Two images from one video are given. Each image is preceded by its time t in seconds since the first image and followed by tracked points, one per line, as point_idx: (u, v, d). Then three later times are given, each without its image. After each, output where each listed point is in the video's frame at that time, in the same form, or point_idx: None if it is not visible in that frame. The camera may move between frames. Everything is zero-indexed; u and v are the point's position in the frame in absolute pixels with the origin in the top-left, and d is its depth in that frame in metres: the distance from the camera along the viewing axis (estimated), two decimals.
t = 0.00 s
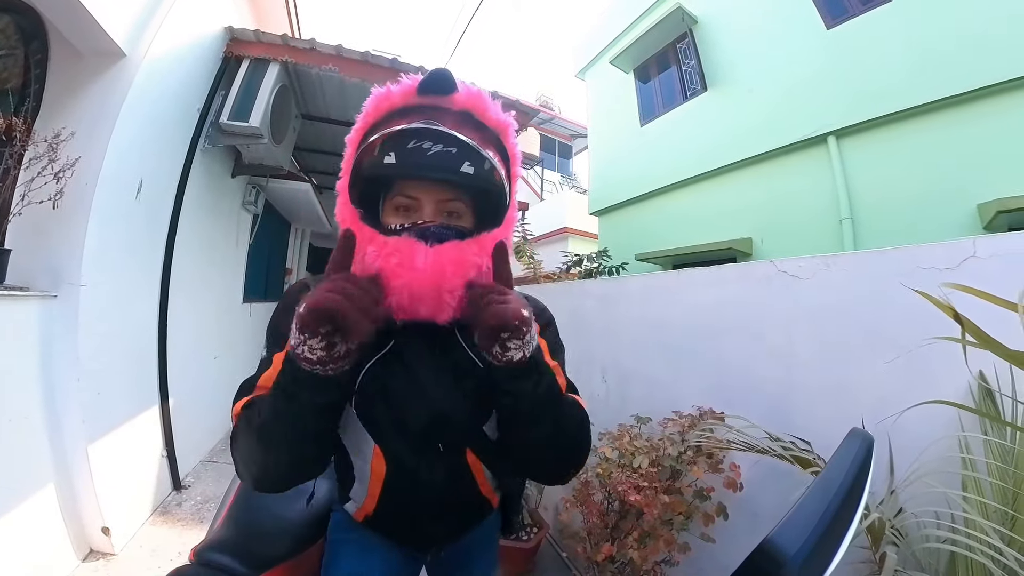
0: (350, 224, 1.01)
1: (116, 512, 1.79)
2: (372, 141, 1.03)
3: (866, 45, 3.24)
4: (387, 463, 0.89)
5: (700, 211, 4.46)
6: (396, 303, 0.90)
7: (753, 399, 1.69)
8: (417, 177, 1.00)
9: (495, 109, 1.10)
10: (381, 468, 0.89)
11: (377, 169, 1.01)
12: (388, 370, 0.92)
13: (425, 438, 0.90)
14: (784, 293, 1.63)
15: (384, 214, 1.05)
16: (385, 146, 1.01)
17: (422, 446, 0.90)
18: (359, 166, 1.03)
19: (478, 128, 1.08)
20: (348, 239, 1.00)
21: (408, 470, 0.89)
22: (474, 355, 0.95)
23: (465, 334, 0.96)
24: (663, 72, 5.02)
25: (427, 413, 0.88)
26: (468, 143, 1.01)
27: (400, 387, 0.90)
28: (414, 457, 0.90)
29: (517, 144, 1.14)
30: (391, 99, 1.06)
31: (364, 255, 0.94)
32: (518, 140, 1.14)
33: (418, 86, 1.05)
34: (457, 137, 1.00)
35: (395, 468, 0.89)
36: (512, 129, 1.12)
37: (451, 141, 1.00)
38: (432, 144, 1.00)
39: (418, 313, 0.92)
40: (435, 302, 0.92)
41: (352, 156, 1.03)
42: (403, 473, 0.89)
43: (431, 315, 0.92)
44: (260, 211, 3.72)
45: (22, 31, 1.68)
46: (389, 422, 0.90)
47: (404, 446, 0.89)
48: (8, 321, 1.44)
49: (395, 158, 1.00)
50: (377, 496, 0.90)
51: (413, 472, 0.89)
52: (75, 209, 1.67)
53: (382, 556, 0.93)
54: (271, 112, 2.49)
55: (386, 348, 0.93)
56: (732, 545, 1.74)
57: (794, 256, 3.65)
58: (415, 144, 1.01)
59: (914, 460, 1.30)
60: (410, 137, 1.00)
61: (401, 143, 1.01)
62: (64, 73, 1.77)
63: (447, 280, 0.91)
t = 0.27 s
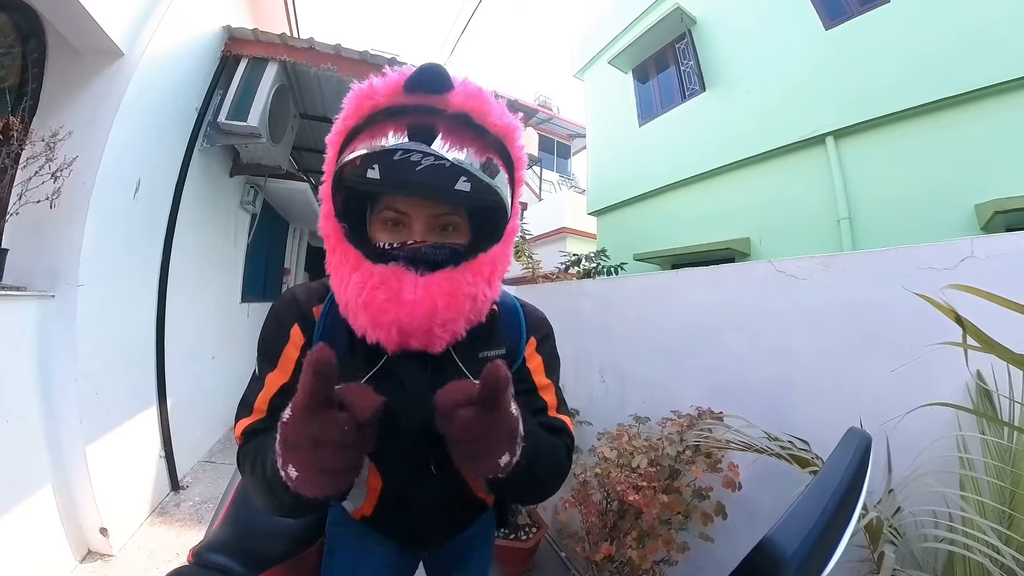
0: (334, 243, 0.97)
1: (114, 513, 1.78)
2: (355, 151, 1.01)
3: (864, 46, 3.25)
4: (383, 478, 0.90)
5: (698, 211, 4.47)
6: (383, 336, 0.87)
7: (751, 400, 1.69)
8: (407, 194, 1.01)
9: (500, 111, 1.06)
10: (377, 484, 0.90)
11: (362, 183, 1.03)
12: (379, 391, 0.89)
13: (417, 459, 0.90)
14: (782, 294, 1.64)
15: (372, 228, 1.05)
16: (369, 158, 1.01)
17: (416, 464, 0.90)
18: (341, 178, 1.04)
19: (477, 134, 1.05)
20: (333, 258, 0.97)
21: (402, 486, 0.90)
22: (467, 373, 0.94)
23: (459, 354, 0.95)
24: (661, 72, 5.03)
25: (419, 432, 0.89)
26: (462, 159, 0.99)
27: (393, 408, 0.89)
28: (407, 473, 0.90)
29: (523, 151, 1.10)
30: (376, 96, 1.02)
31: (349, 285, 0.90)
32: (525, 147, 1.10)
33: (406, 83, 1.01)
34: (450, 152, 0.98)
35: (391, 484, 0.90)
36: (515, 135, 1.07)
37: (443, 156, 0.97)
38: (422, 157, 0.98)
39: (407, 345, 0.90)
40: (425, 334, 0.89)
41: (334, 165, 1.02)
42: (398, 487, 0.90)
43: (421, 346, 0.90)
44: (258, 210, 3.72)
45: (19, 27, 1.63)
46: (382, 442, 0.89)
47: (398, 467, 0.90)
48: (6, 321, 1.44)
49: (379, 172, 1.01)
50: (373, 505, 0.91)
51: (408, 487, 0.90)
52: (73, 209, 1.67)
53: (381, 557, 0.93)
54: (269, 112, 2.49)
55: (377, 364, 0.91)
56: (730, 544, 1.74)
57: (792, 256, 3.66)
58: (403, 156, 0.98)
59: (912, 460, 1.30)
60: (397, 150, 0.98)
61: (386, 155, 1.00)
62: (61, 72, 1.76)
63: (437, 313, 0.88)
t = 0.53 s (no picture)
0: (337, 225, 0.98)
1: (112, 514, 1.78)
2: (361, 135, 1.01)
3: (861, 47, 3.26)
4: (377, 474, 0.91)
5: (696, 211, 4.47)
6: (382, 316, 0.87)
7: (749, 399, 1.70)
8: (407, 175, 1.00)
9: (497, 101, 1.07)
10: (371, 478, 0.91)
11: (365, 167, 1.01)
12: (378, 383, 0.90)
13: (413, 452, 0.90)
14: (780, 293, 1.64)
15: (377, 215, 1.05)
16: (373, 143, 1.01)
17: (412, 458, 0.90)
18: (347, 163, 1.03)
19: (478, 121, 1.06)
20: (336, 242, 0.98)
21: (397, 481, 0.91)
22: (467, 366, 0.94)
23: (458, 346, 0.95)
24: (660, 72, 5.03)
25: (416, 425, 0.89)
26: (462, 141, 0.99)
27: (389, 400, 0.89)
28: (401, 468, 0.90)
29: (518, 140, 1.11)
30: (380, 89, 1.02)
31: (350, 264, 0.90)
32: (521, 136, 1.11)
33: (410, 77, 1.02)
34: (451, 135, 0.99)
35: (385, 479, 0.91)
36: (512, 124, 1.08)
37: (443, 138, 0.98)
38: (424, 140, 0.99)
39: (407, 326, 0.89)
40: (425, 315, 0.89)
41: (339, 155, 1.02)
42: (393, 482, 0.91)
43: (421, 328, 0.90)
44: (256, 210, 3.71)
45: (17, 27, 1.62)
46: (377, 435, 0.90)
47: (393, 460, 0.90)
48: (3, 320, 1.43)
49: (383, 157, 1.00)
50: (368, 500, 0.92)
51: (404, 482, 0.91)
52: (71, 208, 1.66)
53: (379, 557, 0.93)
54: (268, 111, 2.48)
55: (375, 356, 0.92)
56: (729, 543, 1.74)
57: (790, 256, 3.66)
58: (407, 140, 0.99)
59: (910, 459, 1.31)
60: (401, 133, 0.99)
61: (390, 139, 1.00)
62: (59, 72, 1.75)
63: (436, 292, 0.88)
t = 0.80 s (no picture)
0: (348, 214, 0.98)
1: (111, 514, 1.78)
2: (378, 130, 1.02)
3: (860, 48, 3.27)
4: (374, 470, 0.89)
5: (695, 211, 4.48)
6: (389, 304, 0.87)
7: (747, 399, 1.70)
8: (419, 168, 0.99)
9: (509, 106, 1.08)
10: (368, 474, 0.89)
11: (381, 161, 1.01)
12: (380, 378, 0.88)
13: (415, 447, 0.88)
14: (779, 293, 1.64)
15: (388, 209, 1.05)
16: (390, 137, 1.01)
17: (413, 453, 0.88)
18: (363, 157, 1.03)
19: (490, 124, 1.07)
20: (346, 233, 0.97)
21: (395, 478, 0.88)
22: (472, 363, 0.93)
23: (462, 343, 0.94)
24: (659, 73, 5.04)
25: (418, 421, 0.87)
26: (476, 139, 1.00)
27: (389, 395, 0.87)
28: (401, 465, 0.88)
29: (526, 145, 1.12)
30: (399, 89, 1.03)
31: (360, 250, 0.91)
32: (529, 143, 1.11)
33: (427, 78, 1.02)
34: (465, 132, 1.00)
35: (383, 477, 0.89)
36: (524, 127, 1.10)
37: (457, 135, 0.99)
38: (438, 138, 1.00)
39: (411, 316, 0.89)
40: (432, 306, 0.88)
41: (354, 148, 1.02)
42: (392, 479, 0.89)
43: (426, 318, 0.89)
44: (254, 210, 3.70)
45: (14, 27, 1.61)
46: (377, 430, 0.87)
47: (393, 455, 0.88)
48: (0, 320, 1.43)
49: (399, 152, 1.00)
50: (364, 497, 0.90)
51: (401, 479, 0.89)
52: (68, 208, 1.65)
53: (378, 557, 0.93)
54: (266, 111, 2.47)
55: (377, 351, 0.91)
56: (727, 542, 1.75)
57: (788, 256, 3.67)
58: (420, 137, 1.00)
59: (908, 459, 1.31)
60: (416, 130, 1.00)
61: (404, 135, 1.01)
62: (56, 71, 1.74)
63: (445, 282, 0.88)
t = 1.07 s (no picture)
0: (337, 225, 0.95)
1: (108, 515, 1.77)
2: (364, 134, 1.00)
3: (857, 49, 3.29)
4: (375, 476, 0.88)
5: (693, 212, 4.48)
6: (385, 322, 0.86)
7: (745, 399, 1.70)
8: (413, 177, 1.00)
9: (507, 105, 1.06)
10: (369, 482, 0.88)
11: (370, 169, 1.02)
12: (377, 386, 0.88)
13: (414, 452, 0.88)
14: (777, 293, 1.65)
15: (377, 216, 1.03)
16: (378, 143, 1.00)
17: (413, 458, 0.88)
18: (349, 163, 1.01)
19: (486, 126, 1.05)
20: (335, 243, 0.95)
21: (394, 482, 0.88)
22: (469, 366, 0.93)
23: (459, 348, 0.94)
24: (657, 73, 5.04)
25: (417, 427, 0.86)
26: (472, 146, 0.99)
27: (387, 402, 0.87)
28: (401, 469, 0.88)
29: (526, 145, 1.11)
30: (388, 85, 1.01)
31: (351, 265, 0.88)
32: (529, 141, 1.11)
33: (418, 75, 1.01)
34: (460, 139, 0.98)
35: (383, 481, 0.88)
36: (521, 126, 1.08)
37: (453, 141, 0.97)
38: (432, 143, 0.99)
39: (408, 333, 0.88)
40: (428, 321, 0.87)
41: (342, 152, 1.00)
42: (392, 484, 0.88)
43: (423, 334, 0.88)
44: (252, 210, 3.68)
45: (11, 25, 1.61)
46: (377, 436, 0.87)
47: (393, 460, 0.88)
48: None
49: (388, 157, 1.01)
50: (365, 503, 0.89)
51: (402, 484, 0.88)
52: (66, 207, 1.65)
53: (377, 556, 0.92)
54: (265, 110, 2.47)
55: (373, 360, 0.90)
56: (726, 541, 1.75)
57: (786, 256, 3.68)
58: (413, 143, 1.00)
59: (905, 458, 1.32)
60: (408, 136, 0.99)
61: (396, 141, 1.00)
62: (53, 69, 1.73)
63: (441, 299, 0.87)
